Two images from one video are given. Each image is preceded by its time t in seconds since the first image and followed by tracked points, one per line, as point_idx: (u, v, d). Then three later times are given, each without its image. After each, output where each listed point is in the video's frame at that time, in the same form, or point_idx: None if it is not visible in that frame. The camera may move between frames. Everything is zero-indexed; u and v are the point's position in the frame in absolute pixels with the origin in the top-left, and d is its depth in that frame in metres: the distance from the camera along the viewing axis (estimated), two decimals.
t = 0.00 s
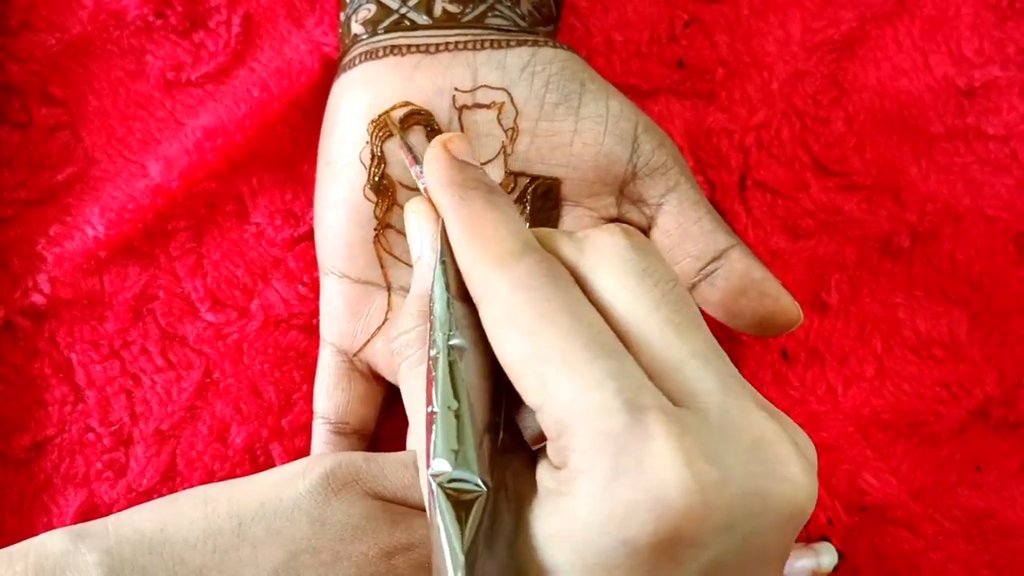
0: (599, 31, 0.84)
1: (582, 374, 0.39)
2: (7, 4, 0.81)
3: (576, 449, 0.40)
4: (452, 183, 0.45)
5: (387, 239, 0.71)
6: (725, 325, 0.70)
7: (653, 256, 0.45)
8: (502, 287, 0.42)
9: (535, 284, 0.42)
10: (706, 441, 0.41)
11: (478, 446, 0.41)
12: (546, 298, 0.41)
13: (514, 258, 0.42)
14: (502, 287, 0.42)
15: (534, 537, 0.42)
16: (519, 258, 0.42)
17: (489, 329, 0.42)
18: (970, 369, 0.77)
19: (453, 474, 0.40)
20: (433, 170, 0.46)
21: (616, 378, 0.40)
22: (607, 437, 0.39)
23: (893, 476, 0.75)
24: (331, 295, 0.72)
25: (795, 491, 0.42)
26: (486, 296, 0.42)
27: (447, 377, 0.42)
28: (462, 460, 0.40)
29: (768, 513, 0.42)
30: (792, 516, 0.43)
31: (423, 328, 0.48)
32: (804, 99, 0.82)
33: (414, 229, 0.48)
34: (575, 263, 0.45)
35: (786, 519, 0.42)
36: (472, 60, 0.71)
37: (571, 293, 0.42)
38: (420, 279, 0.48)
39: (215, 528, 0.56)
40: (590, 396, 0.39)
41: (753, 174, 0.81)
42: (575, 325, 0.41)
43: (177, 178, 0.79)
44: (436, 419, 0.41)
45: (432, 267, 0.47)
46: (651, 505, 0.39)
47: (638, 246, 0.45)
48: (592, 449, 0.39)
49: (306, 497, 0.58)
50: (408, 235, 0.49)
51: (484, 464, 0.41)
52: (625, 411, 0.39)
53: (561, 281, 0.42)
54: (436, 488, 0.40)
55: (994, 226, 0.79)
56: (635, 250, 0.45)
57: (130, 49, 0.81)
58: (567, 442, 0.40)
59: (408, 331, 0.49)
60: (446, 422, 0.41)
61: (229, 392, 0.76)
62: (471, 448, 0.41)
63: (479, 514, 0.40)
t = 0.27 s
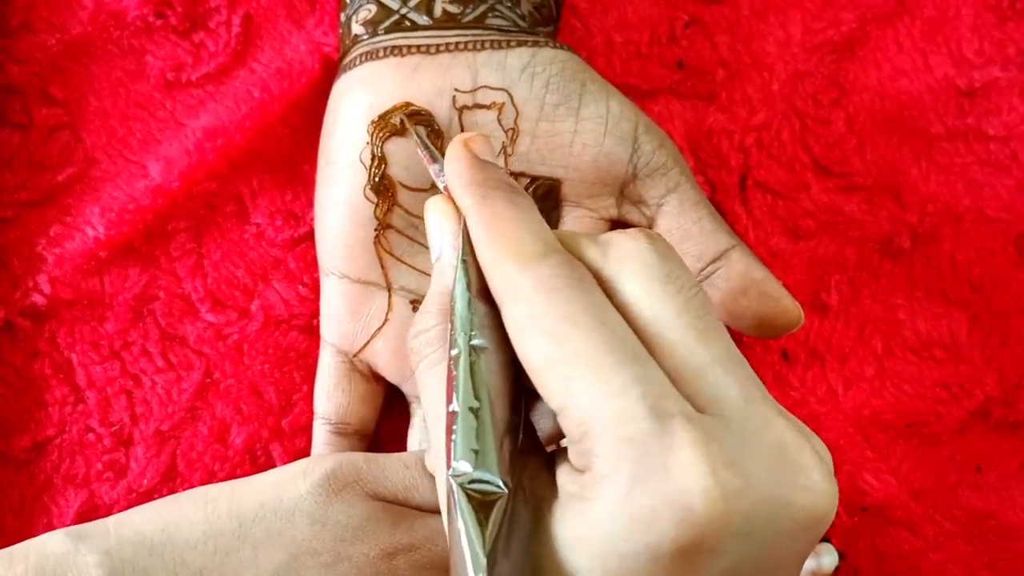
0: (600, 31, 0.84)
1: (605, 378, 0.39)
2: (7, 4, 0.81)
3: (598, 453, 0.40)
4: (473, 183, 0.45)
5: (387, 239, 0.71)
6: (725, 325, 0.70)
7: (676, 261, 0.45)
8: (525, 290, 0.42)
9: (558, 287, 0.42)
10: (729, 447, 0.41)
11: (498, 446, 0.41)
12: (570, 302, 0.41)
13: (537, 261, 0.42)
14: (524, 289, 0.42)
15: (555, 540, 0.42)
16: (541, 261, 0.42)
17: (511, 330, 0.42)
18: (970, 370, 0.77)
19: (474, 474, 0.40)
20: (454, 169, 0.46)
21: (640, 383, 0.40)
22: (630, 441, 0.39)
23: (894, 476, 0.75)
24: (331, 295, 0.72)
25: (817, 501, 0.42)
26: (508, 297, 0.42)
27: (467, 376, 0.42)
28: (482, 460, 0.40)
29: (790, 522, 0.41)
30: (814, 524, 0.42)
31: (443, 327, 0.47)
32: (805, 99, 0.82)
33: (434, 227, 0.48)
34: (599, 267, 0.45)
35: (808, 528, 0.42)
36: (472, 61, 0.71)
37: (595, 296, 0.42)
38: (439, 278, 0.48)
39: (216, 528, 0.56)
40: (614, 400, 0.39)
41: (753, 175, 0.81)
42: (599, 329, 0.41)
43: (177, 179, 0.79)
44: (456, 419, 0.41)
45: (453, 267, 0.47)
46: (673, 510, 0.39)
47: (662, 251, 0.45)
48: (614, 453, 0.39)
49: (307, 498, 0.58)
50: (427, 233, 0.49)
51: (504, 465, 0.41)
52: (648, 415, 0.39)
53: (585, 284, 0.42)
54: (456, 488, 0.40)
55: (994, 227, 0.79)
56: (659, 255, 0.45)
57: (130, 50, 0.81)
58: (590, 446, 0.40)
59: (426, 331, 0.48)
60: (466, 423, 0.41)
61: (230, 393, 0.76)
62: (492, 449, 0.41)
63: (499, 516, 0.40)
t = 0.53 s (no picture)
0: (600, 30, 0.84)
1: (599, 366, 0.40)
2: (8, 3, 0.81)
3: (592, 442, 0.40)
4: (469, 171, 0.45)
5: (386, 238, 0.71)
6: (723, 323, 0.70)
7: (671, 251, 0.45)
8: (519, 279, 0.42)
9: (552, 276, 0.42)
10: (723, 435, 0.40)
11: (495, 436, 0.41)
12: (563, 291, 0.41)
13: (532, 250, 0.43)
14: (519, 278, 0.42)
15: (549, 528, 0.42)
16: (535, 250, 0.43)
17: (506, 321, 0.42)
18: (970, 368, 0.77)
19: (469, 462, 0.40)
20: (452, 158, 0.46)
21: (633, 370, 0.40)
22: (624, 429, 0.39)
23: (894, 475, 0.75)
24: (331, 294, 0.72)
25: (810, 488, 0.42)
26: (503, 287, 0.42)
27: (463, 365, 0.41)
28: (479, 449, 0.40)
29: (782, 509, 0.41)
30: (807, 512, 0.43)
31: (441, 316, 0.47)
32: (805, 98, 0.82)
33: (431, 216, 0.48)
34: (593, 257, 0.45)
35: (801, 515, 0.42)
36: (471, 59, 0.71)
37: (589, 285, 0.42)
38: (438, 266, 0.47)
39: (215, 525, 0.56)
40: (607, 388, 0.39)
41: (753, 174, 0.81)
42: (591, 317, 0.41)
43: (177, 177, 0.79)
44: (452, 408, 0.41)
45: (450, 257, 0.46)
46: (667, 498, 0.39)
47: (655, 241, 0.45)
48: (608, 442, 0.39)
49: (306, 495, 0.58)
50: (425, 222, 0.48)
51: (500, 454, 0.41)
52: (642, 403, 0.39)
53: (578, 273, 0.42)
54: (452, 476, 0.40)
55: (994, 226, 0.79)
56: (653, 245, 0.45)
57: (130, 49, 0.81)
58: (583, 434, 0.40)
59: (423, 320, 0.47)
60: (461, 412, 0.40)
61: (229, 392, 0.76)
62: (488, 438, 0.40)
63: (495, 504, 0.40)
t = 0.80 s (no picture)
0: (600, 32, 0.84)
1: (603, 389, 0.39)
2: (8, 5, 0.80)
3: (595, 464, 0.40)
4: (470, 186, 0.44)
5: (387, 240, 0.71)
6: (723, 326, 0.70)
7: (674, 266, 0.45)
8: (522, 299, 0.41)
9: (555, 295, 0.41)
10: (726, 458, 0.40)
11: (494, 457, 0.41)
12: (567, 310, 0.41)
13: (535, 269, 0.42)
14: (521, 298, 0.41)
15: (549, 548, 0.42)
16: (537, 268, 0.42)
17: (509, 341, 0.41)
18: (971, 370, 0.76)
19: (468, 486, 0.40)
20: (452, 174, 0.45)
21: (638, 393, 0.39)
22: (627, 453, 0.39)
23: (894, 477, 0.75)
24: (332, 296, 0.72)
25: (811, 509, 0.42)
26: (505, 306, 0.42)
27: (462, 388, 0.41)
28: (478, 473, 0.40)
29: (784, 530, 0.42)
30: (808, 532, 0.43)
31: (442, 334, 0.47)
32: (805, 100, 0.82)
33: (430, 232, 0.47)
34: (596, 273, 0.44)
35: (801, 536, 0.42)
36: (473, 62, 0.71)
37: (593, 304, 0.41)
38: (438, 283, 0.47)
39: (215, 529, 0.56)
40: (612, 411, 0.39)
41: (754, 176, 0.81)
42: (596, 337, 0.40)
43: (177, 179, 0.79)
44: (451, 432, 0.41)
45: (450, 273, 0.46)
46: (671, 522, 0.39)
47: (659, 257, 0.45)
48: (611, 465, 0.39)
49: (306, 499, 0.58)
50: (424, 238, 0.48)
51: (499, 476, 0.41)
52: (646, 427, 0.39)
53: (582, 292, 0.42)
54: (451, 499, 0.40)
55: (995, 228, 0.79)
56: (656, 261, 0.44)
57: (130, 50, 0.81)
58: (586, 456, 0.40)
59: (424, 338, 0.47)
60: (459, 436, 0.40)
61: (230, 394, 0.76)
62: (487, 461, 0.41)
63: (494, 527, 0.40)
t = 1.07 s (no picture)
0: (599, 31, 0.84)
1: (527, 403, 0.41)
2: (6, 4, 0.81)
3: (516, 480, 0.41)
4: (419, 199, 0.46)
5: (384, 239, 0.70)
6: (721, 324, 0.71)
7: (614, 284, 0.46)
8: (455, 312, 0.43)
9: (484, 311, 0.43)
10: (649, 473, 0.41)
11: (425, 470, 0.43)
12: (499, 326, 0.42)
13: (469, 282, 0.44)
14: (455, 311, 0.43)
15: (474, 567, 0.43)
16: (472, 283, 0.44)
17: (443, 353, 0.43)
18: (969, 370, 0.76)
19: (395, 499, 0.41)
20: (399, 183, 0.47)
21: (561, 410, 0.41)
22: (547, 469, 0.40)
23: (892, 477, 0.75)
24: (330, 294, 0.73)
25: (739, 531, 0.43)
26: (441, 317, 0.44)
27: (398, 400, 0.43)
28: (406, 484, 0.42)
29: (711, 551, 0.42)
30: (739, 554, 0.43)
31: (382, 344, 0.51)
32: (804, 99, 0.82)
33: (381, 240, 0.52)
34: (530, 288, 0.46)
35: (733, 558, 0.43)
36: (471, 60, 0.71)
37: (524, 320, 0.43)
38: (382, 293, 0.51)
39: (213, 525, 0.56)
40: (534, 425, 0.40)
41: (752, 175, 0.81)
42: (522, 351, 0.42)
43: (175, 178, 0.79)
44: (386, 442, 0.42)
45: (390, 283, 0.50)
46: (588, 541, 0.39)
47: (597, 275, 0.46)
48: (532, 481, 0.40)
49: (304, 495, 0.58)
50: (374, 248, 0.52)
51: (429, 490, 0.43)
52: (567, 444, 0.40)
53: (513, 307, 0.44)
54: (379, 513, 0.42)
55: (994, 227, 0.79)
56: (594, 278, 0.46)
57: (129, 49, 0.81)
58: (509, 472, 0.41)
59: (368, 349, 0.52)
60: (397, 444, 0.42)
61: (228, 393, 0.76)
62: (417, 472, 0.42)
63: (418, 538, 0.42)
